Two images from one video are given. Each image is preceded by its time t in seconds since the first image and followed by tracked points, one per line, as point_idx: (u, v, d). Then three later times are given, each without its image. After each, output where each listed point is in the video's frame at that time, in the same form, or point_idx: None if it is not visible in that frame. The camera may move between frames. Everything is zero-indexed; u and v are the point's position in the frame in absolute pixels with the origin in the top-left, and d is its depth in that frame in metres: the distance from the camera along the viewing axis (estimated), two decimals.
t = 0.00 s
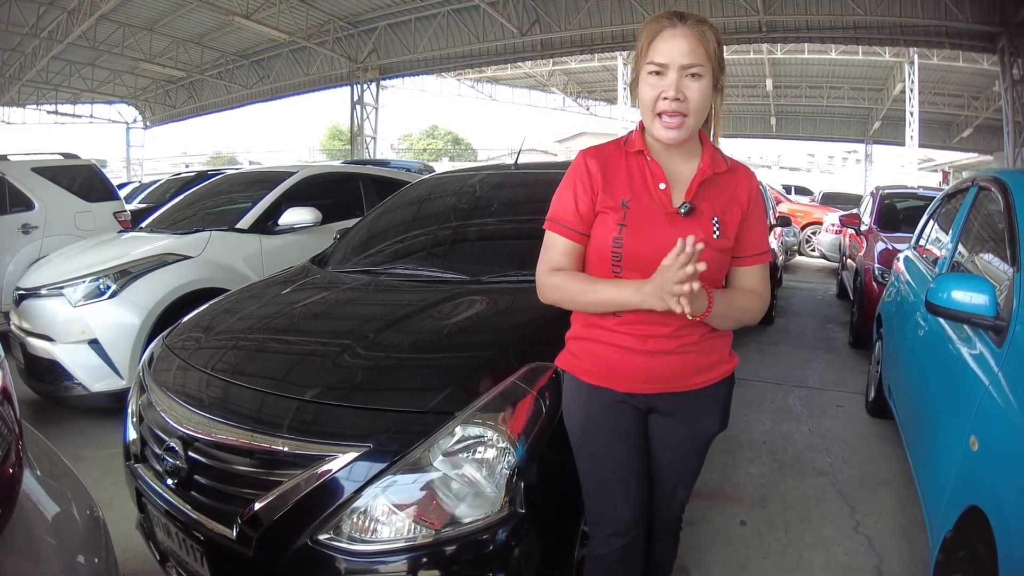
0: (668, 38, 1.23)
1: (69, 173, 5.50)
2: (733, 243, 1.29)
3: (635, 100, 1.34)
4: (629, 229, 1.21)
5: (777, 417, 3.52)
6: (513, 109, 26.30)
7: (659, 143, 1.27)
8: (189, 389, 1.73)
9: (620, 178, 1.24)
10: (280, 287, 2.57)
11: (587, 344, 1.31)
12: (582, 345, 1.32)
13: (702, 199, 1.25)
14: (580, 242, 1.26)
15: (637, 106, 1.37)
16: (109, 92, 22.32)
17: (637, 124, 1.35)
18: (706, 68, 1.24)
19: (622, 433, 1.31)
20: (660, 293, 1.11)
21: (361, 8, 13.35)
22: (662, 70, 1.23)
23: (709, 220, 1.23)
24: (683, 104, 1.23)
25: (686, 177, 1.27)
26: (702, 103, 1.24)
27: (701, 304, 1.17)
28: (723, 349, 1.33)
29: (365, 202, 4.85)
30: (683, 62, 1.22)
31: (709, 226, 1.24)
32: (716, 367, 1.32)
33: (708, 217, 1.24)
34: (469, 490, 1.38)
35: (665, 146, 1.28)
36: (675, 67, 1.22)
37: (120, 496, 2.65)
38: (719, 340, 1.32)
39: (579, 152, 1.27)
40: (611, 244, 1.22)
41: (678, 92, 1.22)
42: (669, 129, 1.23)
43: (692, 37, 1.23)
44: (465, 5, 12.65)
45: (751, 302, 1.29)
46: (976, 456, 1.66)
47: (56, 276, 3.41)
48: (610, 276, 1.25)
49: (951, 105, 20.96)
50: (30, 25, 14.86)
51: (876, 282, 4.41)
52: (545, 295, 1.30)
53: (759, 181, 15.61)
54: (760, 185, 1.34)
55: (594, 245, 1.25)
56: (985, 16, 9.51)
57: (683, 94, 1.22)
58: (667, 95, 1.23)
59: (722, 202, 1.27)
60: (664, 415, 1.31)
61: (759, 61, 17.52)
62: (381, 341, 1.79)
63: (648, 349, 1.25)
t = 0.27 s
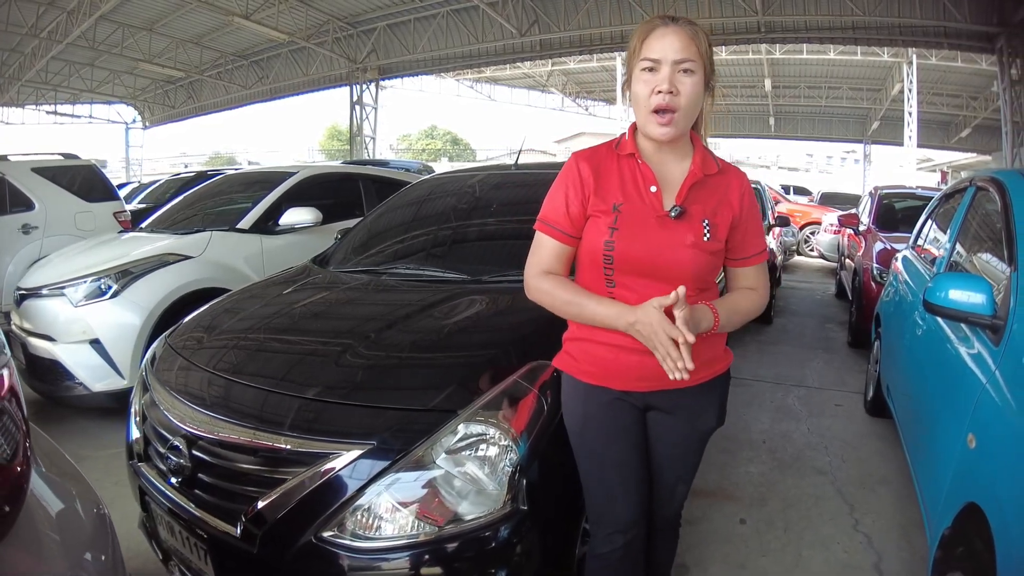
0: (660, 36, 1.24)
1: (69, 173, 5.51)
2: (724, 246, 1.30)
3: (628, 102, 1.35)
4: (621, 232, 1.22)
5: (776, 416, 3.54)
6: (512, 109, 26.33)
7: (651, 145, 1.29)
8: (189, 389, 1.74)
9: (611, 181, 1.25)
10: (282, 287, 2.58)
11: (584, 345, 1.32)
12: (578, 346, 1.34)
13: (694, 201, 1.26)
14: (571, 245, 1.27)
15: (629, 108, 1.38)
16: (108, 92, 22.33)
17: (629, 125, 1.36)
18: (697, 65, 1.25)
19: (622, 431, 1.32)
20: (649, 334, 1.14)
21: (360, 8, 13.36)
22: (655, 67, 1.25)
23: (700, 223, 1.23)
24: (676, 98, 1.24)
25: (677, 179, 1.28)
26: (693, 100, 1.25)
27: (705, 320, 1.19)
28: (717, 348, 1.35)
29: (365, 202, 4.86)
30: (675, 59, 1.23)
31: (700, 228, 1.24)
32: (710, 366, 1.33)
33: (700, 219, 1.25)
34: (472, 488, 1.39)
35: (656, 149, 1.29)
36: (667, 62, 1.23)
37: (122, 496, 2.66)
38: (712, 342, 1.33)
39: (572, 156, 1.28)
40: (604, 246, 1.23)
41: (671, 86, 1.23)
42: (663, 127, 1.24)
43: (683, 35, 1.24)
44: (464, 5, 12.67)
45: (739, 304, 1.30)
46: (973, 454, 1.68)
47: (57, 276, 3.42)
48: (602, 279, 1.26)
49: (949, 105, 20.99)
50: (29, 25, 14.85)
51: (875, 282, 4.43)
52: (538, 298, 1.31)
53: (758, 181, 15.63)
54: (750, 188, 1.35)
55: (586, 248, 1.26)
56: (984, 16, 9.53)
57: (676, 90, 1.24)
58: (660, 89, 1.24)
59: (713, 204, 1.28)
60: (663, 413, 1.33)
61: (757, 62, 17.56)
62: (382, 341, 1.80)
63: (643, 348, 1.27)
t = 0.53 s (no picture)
0: (660, 35, 1.26)
1: (70, 173, 5.52)
2: (725, 243, 1.31)
3: (628, 100, 1.36)
4: (623, 231, 1.23)
5: (775, 415, 3.55)
6: (512, 109, 26.34)
7: (652, 143, 1.30)
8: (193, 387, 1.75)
9: (613, 180, 1.26)
10: (284, 287, 2.59)
11: (585, 344, 1.33)
12: (580, 344, 1.35)
13: (695, 199, 1.27)
14: (573, 244, 1.28)
15: (629, 107, 1.39)
16: (108, 93, 22.34)
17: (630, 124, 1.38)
18: (697, 62, 1.26)
19: (624, 429, 1.33)
20: (635, 295, 1.13)
21: (360, 9, 13.37)
22: (655, 63, 1.25)
23: (702, 221, 1.24)
24: (677, 93, 1.25)
25: (678, 177, 1.29)
26: (694, 97, 1.26)
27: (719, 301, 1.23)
28: (717, 346, 1.36)
29: (365, 202, 4.87)
30: (675, 55, 1.24)
31: (701, 227, 1.25)
32: (711, 364, 1.34)
33: (701, 218, 1.26)
34: (475, 484, 1.40)
35: (658, 145, 1.30)
36: (667, 59, 1.24)
37: (123, 494, 2.67)
38: (712, 340, 1.34)
39: (573, 156, 1.29)
40: (606, 245, 1.24)
41: (672, 82, 1.24)
42: (665, 122, 1.25)
43: (682, 33, 1.26)
44: (464, 6, 12.67)
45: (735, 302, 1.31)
46: (972, 452, 1.69)
47: (59, 276, 3.42)
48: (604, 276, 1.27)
49: (949, 105, 21.01)
50: (29, 25, 14.86)
51: (874, 282, 4.44)
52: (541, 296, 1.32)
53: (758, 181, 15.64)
54: (750, 186, 1.36)
55: (589, 246, 1.27)
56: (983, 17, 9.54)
57: (677, 85, 1.24)
58: (662, 85, 1.24)
59: (715, 202, 1.29)
60: (663, 412, 1.34)
61: (757, 62, 17.57)
62: (385, 339, 1.81)
63: (644, 347, 1.28)
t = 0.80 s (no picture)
0: (666, 36, 1.26)
1: (70, 172, 5.52)
2: (732, 240, 1.32)
3: (636, 100, 1.37)
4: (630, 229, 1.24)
5: (775, 414, 3.56)
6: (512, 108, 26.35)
7: (660, 142, 1.31)
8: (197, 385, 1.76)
9: (621, 179, 1.27)
10: (287, 286, 2.60)
11: (591, 341, 1.35)
12: (587, 341, 1.36)
13: (702, 198, 1.28)
14: (581, 243, 1.30)
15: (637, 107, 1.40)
16: (108, 92, 22.34)
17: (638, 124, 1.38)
18: (704, 63, 1.26)
19: (627, 426, 1.34)
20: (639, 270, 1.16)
21: (360, 9, 13.38)
22: (662, 65, 1.26)
23: (708, 220, 1.25)
24: (683, 95, 1.25)
25: (686, 177, 1.30)
26: (701, 98, 1.26)
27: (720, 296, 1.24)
28: (723, 345, 1.36)
29: (366, 202, 4.88)
30: (682, 56, 1.24)
31: (708, 226, 1.26)
32: (716, 364, 1.35)
33: (708, 217, 1.27)
34: (478, 482, 1.41)
35: (666, 145, 1.31)
36: (674, 61, 1.25)
37: (125, 494, 2.68)
38: (718, 338, 1.35)
39: (582, 156, 1.30)
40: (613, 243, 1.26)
41: (679, 83, 1.25)
42: (672, 122, 1.26)
43: (688, 34, 1.26)
44: (463, 6, 12.67)
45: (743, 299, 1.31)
46: (971, 449, 1.70)
47: (60, 276, 3.43)
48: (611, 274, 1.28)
49: (948, 104, 21.02)
50: (30, 25, 14.86)
51: (873, 281, 4.45)
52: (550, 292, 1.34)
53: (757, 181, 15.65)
54: (759, 184, 1.36)
55: (597, 244, 1.28)
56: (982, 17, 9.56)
57: (684, 86, 1.25)
58: (669, 87, 1.25)
59: (722, 202, 1.29)
60: (667, 410, 1.35)
61: (757, 61, 17.59)
62: (388, 338, 1.82)
63: (649, 345, 1.29)
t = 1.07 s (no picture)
0: (675, 36, 1.27)
1: (71, 172, 5.53)
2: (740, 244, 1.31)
3: (647, 102, 1.38)
4: (637, 228, 1.25)
5: (776, 413, 3.57)
6: (512, 108, 26.35)
7: (670, 142, 1.31)
8: (202, 385, 1.77)
9: (629, 179, 1.28)
10: (290, 286, 2.61)
11: (598, 339, 1.36)
12: (594, 341, 1.37)
13: (710, 200, 1.27)
14: (590, 242, 1.32)
15: (648, 108, 1.41)
16: (108, 92, 22.34)
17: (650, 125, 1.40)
18: (712, 61, 1.27)
19: (629, 425, 1.35)
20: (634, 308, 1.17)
21: (361, 9, 13.39)
22: (670, 64, 1.27)
23: (715, 222, 1.25)
24: (691, 92, 1.26)
25: (695, 178, 1.30)
26: (709, 96, 1.27)
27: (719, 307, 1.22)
28: (727, 350, 1.36)
29: (366, 203, 4.89)
30: (689, 55, 1.25)
31: (714, 227, 1.26)
32: (719, 369, 1.35)
33: (715, 218, 1.26)
34: (482, 481, 1.42)
35: (676, 145, 1.32)
36: (682, 59, 1.26)
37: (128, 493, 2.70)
38: (722, 343, 1.34)
39: (592, 157, 1.32)
40: (620, 242, 1.27)
41: (687, 81, 1.26)
42: (679, 121, 1.27)
43: (696, 32, 1.26)
44: (464, 6, 12.67)
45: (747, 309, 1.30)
46: (971, 447, 1.72)
47: (62, 276, 3.44)
48: (617, 275, 1.29)
49: (948, 104, 21.02)
50: (30, 25, 14.86)
51: (873, 282, 4.46)
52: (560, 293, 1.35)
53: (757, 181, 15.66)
54: (769, 186, 1.35)
55: (604, 243, 1.30)
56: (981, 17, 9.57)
57: (691, 84, 1.26)
58: (677, 84, 1.26)
59: (731, 203, 1.29)
60: (670, 411, 1.35)
61: (757, 61, 17.60)
62: (391, 338, 1.83)
63: (652, 346, 1.30)
